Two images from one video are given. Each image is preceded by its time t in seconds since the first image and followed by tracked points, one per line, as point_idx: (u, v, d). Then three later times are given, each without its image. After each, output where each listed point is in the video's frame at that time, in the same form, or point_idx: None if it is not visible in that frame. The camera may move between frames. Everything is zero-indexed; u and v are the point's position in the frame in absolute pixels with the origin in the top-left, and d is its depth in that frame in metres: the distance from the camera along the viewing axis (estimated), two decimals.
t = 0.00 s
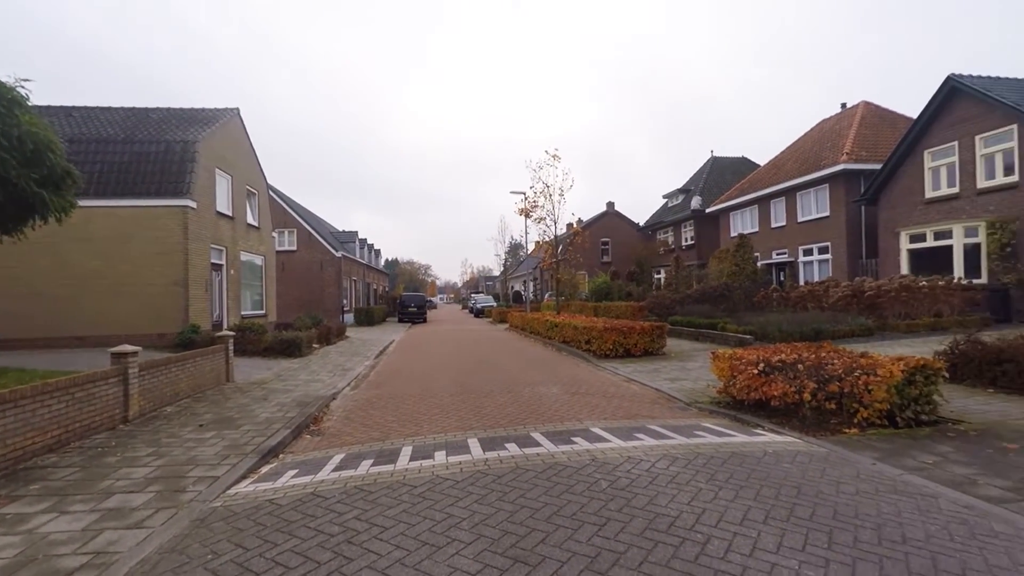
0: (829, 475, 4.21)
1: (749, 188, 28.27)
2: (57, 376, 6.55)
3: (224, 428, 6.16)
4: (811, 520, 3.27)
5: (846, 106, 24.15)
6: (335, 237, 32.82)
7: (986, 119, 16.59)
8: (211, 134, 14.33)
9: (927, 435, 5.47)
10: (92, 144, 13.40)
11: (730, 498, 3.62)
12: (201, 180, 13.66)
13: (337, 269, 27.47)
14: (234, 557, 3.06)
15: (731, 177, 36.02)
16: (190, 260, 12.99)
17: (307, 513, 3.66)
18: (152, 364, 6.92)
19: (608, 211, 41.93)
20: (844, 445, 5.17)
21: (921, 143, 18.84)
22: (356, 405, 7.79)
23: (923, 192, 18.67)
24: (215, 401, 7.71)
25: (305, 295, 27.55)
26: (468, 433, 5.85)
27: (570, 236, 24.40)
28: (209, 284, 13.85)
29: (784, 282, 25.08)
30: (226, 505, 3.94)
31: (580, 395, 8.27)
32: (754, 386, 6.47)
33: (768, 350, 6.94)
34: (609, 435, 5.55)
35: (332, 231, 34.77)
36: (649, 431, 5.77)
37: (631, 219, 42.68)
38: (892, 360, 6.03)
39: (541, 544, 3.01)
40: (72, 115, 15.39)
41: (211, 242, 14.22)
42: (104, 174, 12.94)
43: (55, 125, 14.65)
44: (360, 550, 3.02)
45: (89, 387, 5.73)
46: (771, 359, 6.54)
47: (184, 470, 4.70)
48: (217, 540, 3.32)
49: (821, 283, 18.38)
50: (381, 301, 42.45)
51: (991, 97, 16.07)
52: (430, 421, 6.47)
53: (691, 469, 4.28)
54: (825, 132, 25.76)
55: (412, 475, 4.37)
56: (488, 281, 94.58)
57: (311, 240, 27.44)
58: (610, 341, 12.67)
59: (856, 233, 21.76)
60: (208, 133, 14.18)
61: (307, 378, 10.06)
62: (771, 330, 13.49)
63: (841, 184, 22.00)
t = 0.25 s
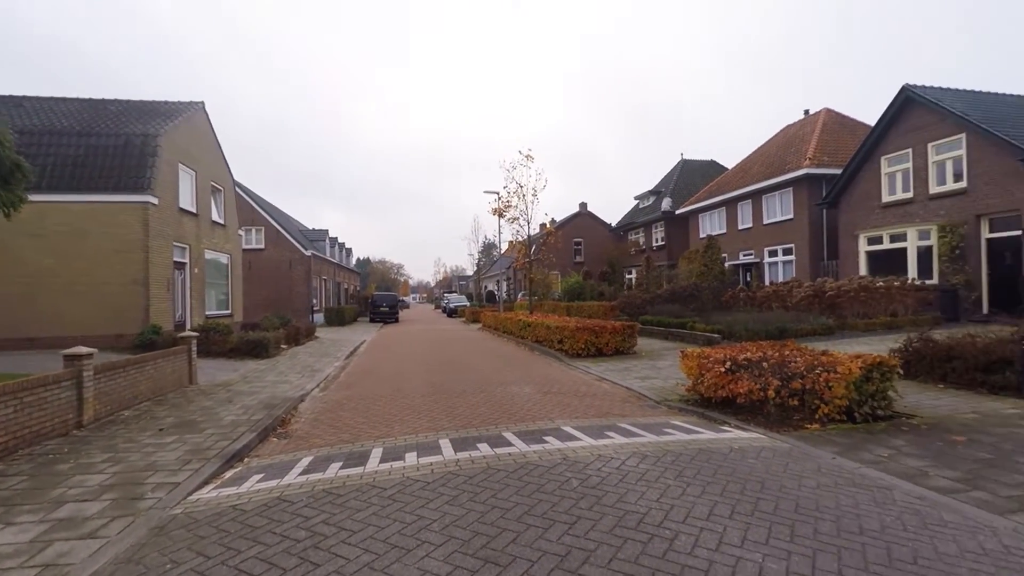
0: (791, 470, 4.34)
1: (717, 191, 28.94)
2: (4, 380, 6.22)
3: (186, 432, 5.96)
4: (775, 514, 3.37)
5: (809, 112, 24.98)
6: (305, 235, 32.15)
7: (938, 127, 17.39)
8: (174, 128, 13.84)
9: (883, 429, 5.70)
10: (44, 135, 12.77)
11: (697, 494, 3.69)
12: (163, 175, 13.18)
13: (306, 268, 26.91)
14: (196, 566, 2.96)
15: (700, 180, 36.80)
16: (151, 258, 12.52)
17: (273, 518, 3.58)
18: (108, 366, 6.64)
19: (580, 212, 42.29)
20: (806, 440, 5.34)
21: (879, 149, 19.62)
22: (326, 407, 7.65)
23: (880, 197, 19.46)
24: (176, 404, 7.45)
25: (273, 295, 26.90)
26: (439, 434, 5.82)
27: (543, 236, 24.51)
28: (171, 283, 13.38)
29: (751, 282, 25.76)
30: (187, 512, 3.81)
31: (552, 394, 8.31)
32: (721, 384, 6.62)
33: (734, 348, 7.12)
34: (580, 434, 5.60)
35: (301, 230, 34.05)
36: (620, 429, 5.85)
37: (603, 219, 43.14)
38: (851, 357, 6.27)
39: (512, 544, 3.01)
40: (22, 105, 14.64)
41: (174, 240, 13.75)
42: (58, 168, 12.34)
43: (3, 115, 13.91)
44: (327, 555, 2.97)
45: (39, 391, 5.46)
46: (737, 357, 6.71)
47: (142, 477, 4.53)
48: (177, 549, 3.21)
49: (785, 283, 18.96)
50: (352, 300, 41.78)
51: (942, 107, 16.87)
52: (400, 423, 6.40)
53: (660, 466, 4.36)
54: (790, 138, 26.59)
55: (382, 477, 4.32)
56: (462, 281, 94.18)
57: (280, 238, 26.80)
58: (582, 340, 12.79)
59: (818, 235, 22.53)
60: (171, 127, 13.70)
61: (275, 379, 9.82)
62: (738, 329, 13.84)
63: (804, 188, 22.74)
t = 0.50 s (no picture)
0: (757, 465, 4.46)
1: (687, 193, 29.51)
2: None
3: (146, 437, 5.74)
4: (740, 508, 3.46)
5: (775, 117, 25.72)
6: (273, 233, 31.37)
7: (895, 134, 18.13)
8: (134, 121, 13.31)
9: (843, 424, 5.91)
10: None
11: (667, 491, 3.76)
12: (122, 170, 12.67)
13: (274, 267, 26.27)
14: None
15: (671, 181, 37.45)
16: (108, 256, 12.02)
17: (237, 523, 3.47)
18: (61, 370, 6.35)
19: (554, 212, 42.52)
20: (771, 436, 5.49)
21: (840, 155, 20.32)
22: (294, 410, 7.49)
23: (841, 200, 20.17)
24: (135, 408, 7.17)
25: (240, 294, 26.17)
26: (411, 434, 5.76)
27: (516, 236, 24.54)
28: (130, 282, 12.87)
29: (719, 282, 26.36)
30: (145, 521, 3.67)
31: (525, 393, 8.33)
32: (690, 382, 6.75)
33: (703, 347, 7.27)
34: (553, 433, 5.63)
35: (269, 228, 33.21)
36: (591, 428, 5.90)
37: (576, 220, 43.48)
38: (813, 355, 6.48)
39: (483, 545, 3.00)
40: None
41: (134, 237, 13.23)
42: (7, 160, 11.73)
43: None
44: (294, 561, 2.90)
45: None
46: (705, 355, 6.85)
47: (96, 485, 4.34)
48: (135, 559, 3.09)
49: (752, 283, 19.46)
50: (322, 300, 40.97)
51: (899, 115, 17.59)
52: (371, 424, 6.32)
53: (630, 463, 4.42)
54: (756, 141, 27.32)
55: (352, 479, 4.25)
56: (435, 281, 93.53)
57: (247, 236, 26.09)
58: (555, 340, 12.87)
59: (783, 237, 23.22)
60: (131, 120, 13.17)
61: (241, 382, 9.55)
62: (706, 329, 14.15)
63: (770, 191, 23.40)
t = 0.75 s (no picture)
0: (723, 461, 4.57)
1: (657, 194, 30.04)
2: None
3: (100, 443, 5.50)
4: (707, 504, 3.53)
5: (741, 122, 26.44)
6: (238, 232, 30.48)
7: (854, 141, 18.85)
8: (88, 113, 12.73)
9: (805, 420, 6.11)
10: None
11: (636, 489, 3.81)
12: (75, 164, 12.09)
13: (240, 267, 25.52)
14: None
15: (642, 183, 38.04)
16: (60, 254, 11.46)
17: (198, 532, 3.36)
18: (6, 374, 6.01)
19: (526, 212, 42.64)
20: (737, 433, 5.64)
21: (802, 160, 21.00)
22: (260, 413, 7.29)
23: (803, 204, 20.85)
24: (89, 413, 6.86)
25: (203, 294, 25.33)
26: (381, 436, 5.69)
27: (489, 236, 24.51)
28: (83, 282, 12.31)
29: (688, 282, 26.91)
30: (99, 531, 3.51)
31: (496, 393, 8.33)
32: (659, 381, 6.87)
33: (671, 346, 7.39)
34: (524, 433, 5.64)
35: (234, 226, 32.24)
36: (563, 427, 5.94)
37: (549, 220, 43.72)
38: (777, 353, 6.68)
39: (453, 547, 2.98)
40: None
41: (88, 234, 12.65)
42: None
43: None
44: (257, 570, 2.82)
45: None
46: (674, 354, 6.98)
47: (45, 495, 4.12)
48: (87, 572, 2.95)
49: (719, 284, 19.94)
50: (289, 301, 40.02)
51: (858, 122, 18.29)
52: (340, 427, 6.21)
53: (600, 462, 4.47)
54: (723, 145, 28.01)
55: (320, 483, 4.17)
56: (407, 280, 92.55)
57: (210, 235, 25.26)
58: (527, 340, 12.90)
59: (749, 238, 23.87)
60: (84, 111, 12.59)
61: (203, 385, 9.25)
62: (675, 328, 14.42)
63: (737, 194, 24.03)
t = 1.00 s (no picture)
0: (688, 458, 4.67)
1: (626, 196, 30.49)
2: None
3: (46, 451, 5.21)
4: (673, 501, 3.60)
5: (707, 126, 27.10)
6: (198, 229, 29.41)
7: (813, 147, 19.56)
8: (34, 102, 12.06)
9: (766, 417, 6.31)
10: None
11: (604, 487, 3.85)
12: (19, 156, 11.44)
13: (200, 265, 24.63)
14: None
15: (611, 185, 38.55)
16: (2, 251, 10.81)
17: (153, 543, 3.22)
18: None
19: (497, 212, 42.62)
20: (701, 430, 5.77)
21: (764, 164, 21.67)
22: (221, 417, 7.05)
23: (765, 207, 21.52)
24: (34, 420, 6.50)
25: (160, 294, 24.34)
26: (347, 439, 5.59)
27: (459, 236, 24.38)
28: (28, 281, 11.65)
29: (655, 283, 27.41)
30: (44, 545, 3.33)
31: (466, 394, 8.29)
32: (627, 380, 6.97)
33: (639, 346, 7.51)
34: (494, 433, 5.63)
35: (194, 223, 31.10)
36: (532, 427, 5.96)
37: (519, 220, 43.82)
38: (740, 352, 6.88)
39: (421, 550, 2.95)
40: None
41: (33, 231, 11.99)
42: None
43: None
44: None
45: None
46: (642, 353, 7.11)
47: None
48: None
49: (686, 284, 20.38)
50: (253, 300, 38.87)
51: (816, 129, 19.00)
52: (305, 430, 6.07)
53: (569, 461, 4.50)
54: (690, 149, 28.66)
55: (283, 489, 4.06)
56: (375, 280, 91.20)
57: (168, 232, 24.30)
58: (498, 340, 12.90)
59: (714, 240, 24.48)
60: (29, 100, 11.92)
61: (160, 388, 8.89)
62: (643, 328, 14.66)
63: (702, 196, 24.62)
